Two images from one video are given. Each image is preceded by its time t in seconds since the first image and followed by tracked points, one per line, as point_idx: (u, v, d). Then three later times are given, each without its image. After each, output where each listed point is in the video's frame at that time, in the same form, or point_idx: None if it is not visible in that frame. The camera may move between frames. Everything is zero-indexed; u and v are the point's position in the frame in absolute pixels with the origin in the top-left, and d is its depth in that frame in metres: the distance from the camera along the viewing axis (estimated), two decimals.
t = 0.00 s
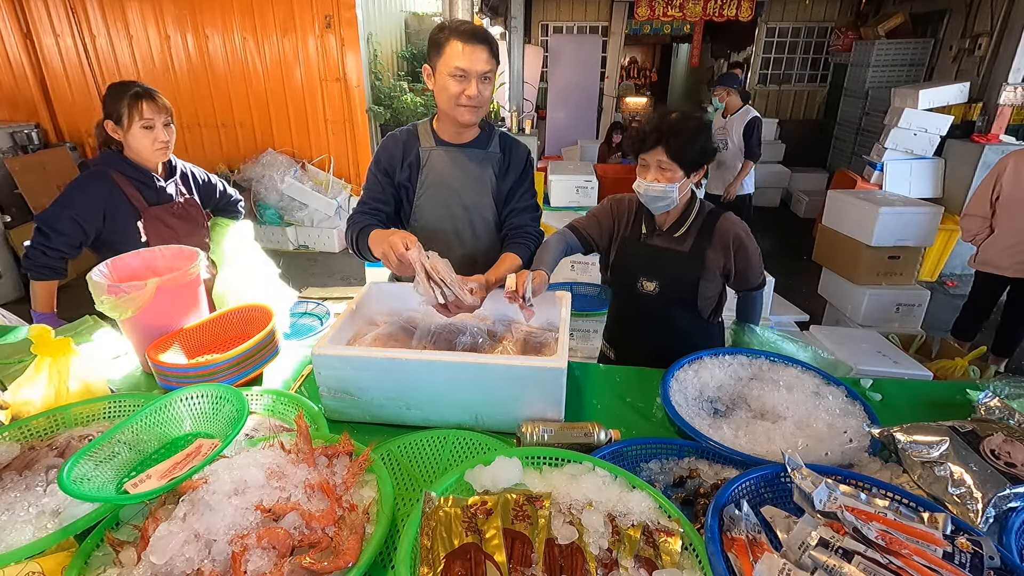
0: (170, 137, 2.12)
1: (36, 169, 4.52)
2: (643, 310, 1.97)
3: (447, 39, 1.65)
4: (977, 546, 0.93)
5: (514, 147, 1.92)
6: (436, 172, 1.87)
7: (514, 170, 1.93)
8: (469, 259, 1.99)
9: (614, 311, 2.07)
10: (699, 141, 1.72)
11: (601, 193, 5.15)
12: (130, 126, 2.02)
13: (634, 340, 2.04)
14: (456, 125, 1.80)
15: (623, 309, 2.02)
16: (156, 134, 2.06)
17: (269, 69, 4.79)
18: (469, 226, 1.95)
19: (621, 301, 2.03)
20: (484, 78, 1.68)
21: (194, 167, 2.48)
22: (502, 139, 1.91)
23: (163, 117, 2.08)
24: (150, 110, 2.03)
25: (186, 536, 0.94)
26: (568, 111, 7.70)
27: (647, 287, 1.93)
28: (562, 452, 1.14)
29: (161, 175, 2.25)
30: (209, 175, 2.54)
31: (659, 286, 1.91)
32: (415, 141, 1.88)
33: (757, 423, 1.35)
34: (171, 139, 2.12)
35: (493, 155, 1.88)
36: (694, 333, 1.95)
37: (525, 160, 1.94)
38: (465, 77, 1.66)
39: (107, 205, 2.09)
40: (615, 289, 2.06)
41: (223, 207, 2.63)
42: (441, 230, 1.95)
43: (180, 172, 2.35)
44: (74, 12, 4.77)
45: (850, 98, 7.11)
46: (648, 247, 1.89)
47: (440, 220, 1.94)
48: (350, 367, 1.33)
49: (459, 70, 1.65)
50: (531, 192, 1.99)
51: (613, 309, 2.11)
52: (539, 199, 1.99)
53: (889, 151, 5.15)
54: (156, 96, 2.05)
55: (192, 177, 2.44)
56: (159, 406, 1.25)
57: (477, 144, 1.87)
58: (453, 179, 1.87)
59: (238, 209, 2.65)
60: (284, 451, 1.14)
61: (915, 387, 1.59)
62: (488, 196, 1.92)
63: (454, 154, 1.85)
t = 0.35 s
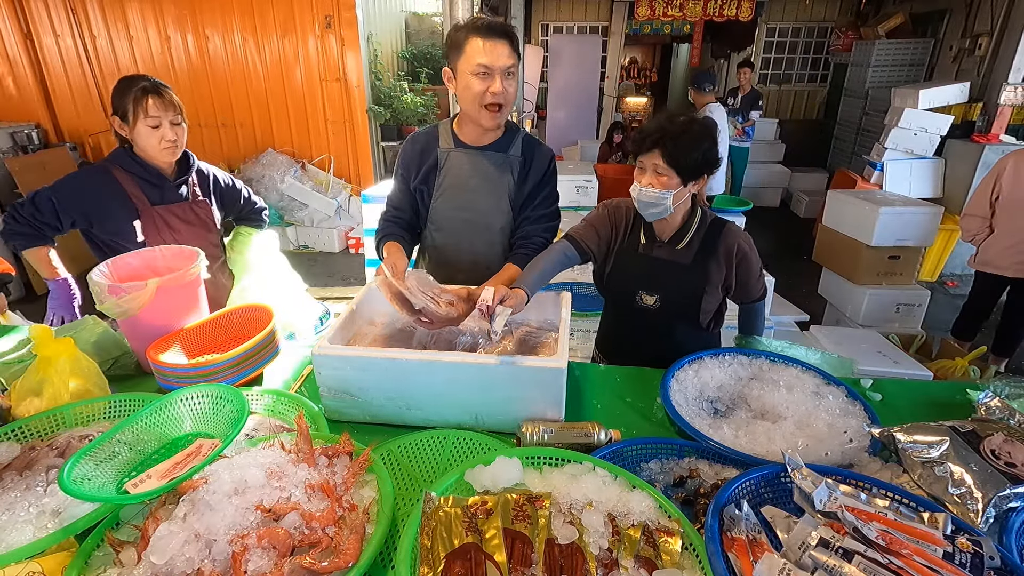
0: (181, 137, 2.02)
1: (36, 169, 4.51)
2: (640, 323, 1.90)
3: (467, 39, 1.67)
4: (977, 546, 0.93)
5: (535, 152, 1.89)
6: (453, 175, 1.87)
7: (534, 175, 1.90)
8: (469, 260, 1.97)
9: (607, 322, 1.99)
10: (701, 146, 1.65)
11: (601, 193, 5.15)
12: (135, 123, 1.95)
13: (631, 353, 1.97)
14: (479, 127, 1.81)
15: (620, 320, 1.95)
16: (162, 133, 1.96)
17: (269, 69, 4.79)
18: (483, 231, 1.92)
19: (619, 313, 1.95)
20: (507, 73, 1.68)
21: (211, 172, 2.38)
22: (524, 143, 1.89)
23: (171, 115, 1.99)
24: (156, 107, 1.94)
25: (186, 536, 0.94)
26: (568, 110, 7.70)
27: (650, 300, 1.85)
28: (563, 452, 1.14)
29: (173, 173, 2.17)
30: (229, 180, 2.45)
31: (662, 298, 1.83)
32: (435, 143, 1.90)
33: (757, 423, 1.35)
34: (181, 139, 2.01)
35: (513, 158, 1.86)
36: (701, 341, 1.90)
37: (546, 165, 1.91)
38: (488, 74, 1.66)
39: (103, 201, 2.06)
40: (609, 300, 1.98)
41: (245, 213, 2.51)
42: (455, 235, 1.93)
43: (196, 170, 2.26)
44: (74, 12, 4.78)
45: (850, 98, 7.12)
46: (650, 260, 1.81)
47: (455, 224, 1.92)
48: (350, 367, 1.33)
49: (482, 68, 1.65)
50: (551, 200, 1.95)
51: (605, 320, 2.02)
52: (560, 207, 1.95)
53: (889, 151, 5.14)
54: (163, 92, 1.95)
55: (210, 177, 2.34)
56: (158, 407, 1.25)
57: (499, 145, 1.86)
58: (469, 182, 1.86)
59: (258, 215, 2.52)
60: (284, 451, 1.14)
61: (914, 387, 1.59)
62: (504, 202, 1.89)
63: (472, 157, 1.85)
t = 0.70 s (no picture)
0: (196, 141, 1.88)
1: (36, 169, 4.51)
2: (642, 330, 1.87)
3: (479, 44, 1.67)
4: (977, 546, 0.93)
5: (546, 156, 1.88)
6: (462, 176, 1.87)
7: (543, 177, 1.89)
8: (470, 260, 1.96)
9: (606, 330, 1.94)
10: (687, 147, 1.64)
11: (601, 193, 5.15)
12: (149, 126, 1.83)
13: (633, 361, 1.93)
14: (490, 129, 1.81)
15: (621, 328, 1.91)
16: (178, 138, 1.84)
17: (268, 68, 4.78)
18: (489, 234, 1.91)
19: (619, 321, 1.90)
20: (519, 78, 1.68)
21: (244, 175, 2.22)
22: (536, 145, 1.88)
23: (185, 119, 1.85)
24: (168, 111, 1.81)
25: (186, 535, 0.94)
26: (568, 110, 7.70)
27: (653, 304, 1.82)
28: (563, 452, 1.13)
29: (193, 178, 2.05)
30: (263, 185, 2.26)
31: (664, 302, 1.81)
32: (445, 144, 1.91)
33: (757, 423, 1.35)
34: (195, 144, 1.88)
35: (524, 161, 1.85)
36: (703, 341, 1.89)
37: (558, 167, 1.90)
38: (502, 82, 1.67)
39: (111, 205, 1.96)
40: (607, 308, 1.93)
41: (279, 218, 2.29)
42: (461, 235, 1.93)
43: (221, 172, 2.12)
44: (74, 12, 4.79)
45: (850, 98, 7.13)
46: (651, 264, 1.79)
47: (461, 225, 1.92)
48: (350, 367, 1.33)
49: (493, 73, 1.65)
50: (560, 205, 1.93)
51: (602, 327, 1.97)
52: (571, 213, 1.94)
53: (889, 151, 5.14)
54: (179, 94, 1.81)
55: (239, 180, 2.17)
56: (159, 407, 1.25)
57: (510, 147, 1.85)
58: (477, 184, 1.87)
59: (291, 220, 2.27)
60: (284, 451, 1.14)
61: (914, 387, 1.59)
62: (511, 204, 1.88)
63: (481, 159, 1.84)
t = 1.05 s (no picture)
0: (241, 142, 1.83)
1: (36, 169, 4.51)
2: (645, 331, 1.85)
3: (460, 50, 1.67)
4: (977, 546, 0.93)
5: (536, 157, 1.88)
6: (454, 182, 1.87)
7: (535, 180, 1.88)
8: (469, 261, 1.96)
9: (609, 333, 1.91)
10: (699, 143, 1.65)
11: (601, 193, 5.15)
12: (194, 128, 1.80)
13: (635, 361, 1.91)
14: (478, 136, 1.81)
15: (624, 331, 1.88)
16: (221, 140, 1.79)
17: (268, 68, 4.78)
18: (486, 236, 1.91)
19: (622, 324, 1.87)
20: (505, 84, 1.68)
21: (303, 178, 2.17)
22: (525, 148, 1.88)
23: (228, 119, 1.80)
24: (210, 112, 1.75)
25: (186, 536, 0.94)
26: (568, 110, 7.71)
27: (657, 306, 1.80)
28: (563, 452, 1.13)
29: (246, 180, 2.01)
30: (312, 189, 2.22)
31: (669, 303, 1.80)
32: (435, 153, 1.91)
33: (757, 423, 1.35)
34: (239, 145, 1.83)
35: (514, 165, 1.85)
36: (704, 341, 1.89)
37: (549, 169, 1.90)
38: (488, 89, 1.66)
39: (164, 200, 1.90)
40: (609, 310, 1.89)
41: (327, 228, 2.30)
42: (458, 240, 1.92)
43: (274, 173, 2.08)
44: (74, 12, 4.80)
45: (850, 98, 7.14)
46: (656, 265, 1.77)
47: (456, 230, 1.91)
48: (350, 367, 1.33)
49: (479, 82, 1.65)
50: (552, 207, 1.93)
51: (601, 330, 1.93)
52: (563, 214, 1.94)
53: (889, 151, 5.15)
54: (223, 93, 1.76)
55: (292, 182, 2.13)
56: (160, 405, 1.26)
57: (498, 152, 1.85)
58: (470, 190, 1.86)
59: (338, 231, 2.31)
60: (284, 451, 1.14)
61: (914, 387, 1.59)
62: (505, 208, 1.88)
63: (473, 164, 1.85)
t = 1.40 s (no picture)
0: (283, 148, 1.78)
1: (36, 169, 4.50)
2: (644, 331, 1.84)
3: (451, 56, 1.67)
4: (978, 547, 0.93)
5: (535, 158, 1.87)
6: (453, 187, 1.87)
7: (535, 181, 1.88)
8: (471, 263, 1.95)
9: (605, 333, 1.90)
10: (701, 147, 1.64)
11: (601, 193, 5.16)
12: (234, 134, 1.74)
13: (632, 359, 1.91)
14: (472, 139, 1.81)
15: (620, 331, 1.87)
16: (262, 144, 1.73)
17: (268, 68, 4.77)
18: (488, 237, 1.90)
19: (618, 324, 1.86)
20: (501, 83, 1.69)
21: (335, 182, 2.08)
22: (523, 149, 1.87)
23: (269, 124, 1.74)
24: (252, 117, 1.69)
25: (186, 536, 0.94)
26: (568, 110, 7.70)
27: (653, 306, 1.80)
28: (563, 452, 1.14)
29: (285, 190, 1.95)
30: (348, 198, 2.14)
31: (666, 302, 1.79)
32: (433, 159, 1.89)
33: (758, 423, 1.35)
34: (281, 151, 1.77)
35: (513, 167, 1.85)
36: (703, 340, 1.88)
37: (547, 169, 1.89)
38: (476, 94, 1.66)
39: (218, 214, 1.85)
40: (604, 311, 1.88)
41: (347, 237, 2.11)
42: (459, 242, 1.92)
43: (314, 181, 2.01)
44: (75, 12, 4.81)
45: (850, 98, 7.14)
46: (652, 264, 1.76)
47: (458, 232, 1.91)
48: (350, 367, 1.33)
49: (475, 82, 1.65)
50: (551, 209, 1.93)
51: (598, 331, 1.91)
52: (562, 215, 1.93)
53: (889, 151, 5.16)
54: (264, 96, 1.70)
55: (330, 191, 2.06)
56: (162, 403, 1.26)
57: (497, 156, 1.84)
58: (471, 192, 1.86)
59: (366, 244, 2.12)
60: (284, 451, 1.14)
61: (914, 387, 1.59)
62: (505, 210, 1.88)
63: (474, 167, 1.84)
